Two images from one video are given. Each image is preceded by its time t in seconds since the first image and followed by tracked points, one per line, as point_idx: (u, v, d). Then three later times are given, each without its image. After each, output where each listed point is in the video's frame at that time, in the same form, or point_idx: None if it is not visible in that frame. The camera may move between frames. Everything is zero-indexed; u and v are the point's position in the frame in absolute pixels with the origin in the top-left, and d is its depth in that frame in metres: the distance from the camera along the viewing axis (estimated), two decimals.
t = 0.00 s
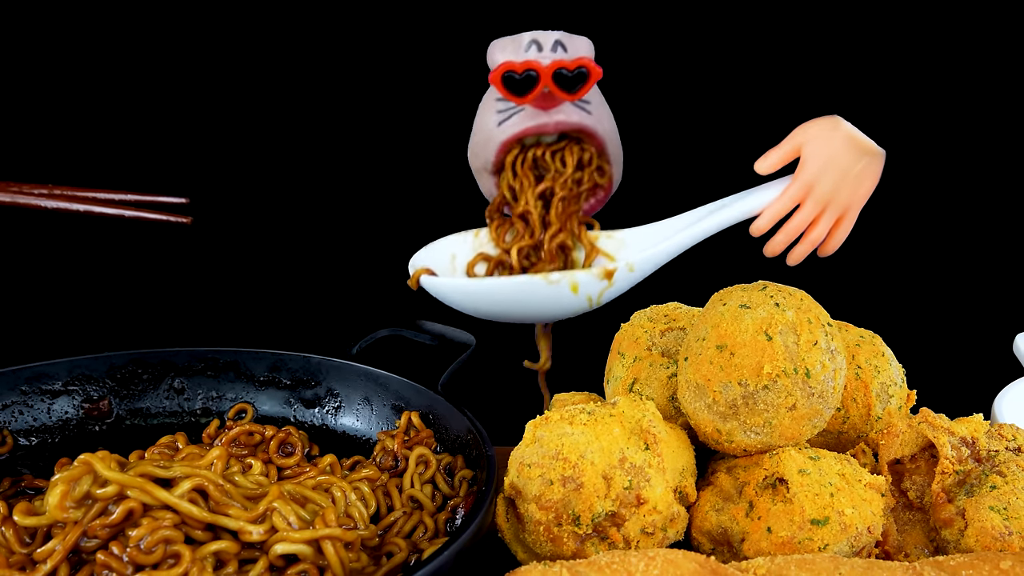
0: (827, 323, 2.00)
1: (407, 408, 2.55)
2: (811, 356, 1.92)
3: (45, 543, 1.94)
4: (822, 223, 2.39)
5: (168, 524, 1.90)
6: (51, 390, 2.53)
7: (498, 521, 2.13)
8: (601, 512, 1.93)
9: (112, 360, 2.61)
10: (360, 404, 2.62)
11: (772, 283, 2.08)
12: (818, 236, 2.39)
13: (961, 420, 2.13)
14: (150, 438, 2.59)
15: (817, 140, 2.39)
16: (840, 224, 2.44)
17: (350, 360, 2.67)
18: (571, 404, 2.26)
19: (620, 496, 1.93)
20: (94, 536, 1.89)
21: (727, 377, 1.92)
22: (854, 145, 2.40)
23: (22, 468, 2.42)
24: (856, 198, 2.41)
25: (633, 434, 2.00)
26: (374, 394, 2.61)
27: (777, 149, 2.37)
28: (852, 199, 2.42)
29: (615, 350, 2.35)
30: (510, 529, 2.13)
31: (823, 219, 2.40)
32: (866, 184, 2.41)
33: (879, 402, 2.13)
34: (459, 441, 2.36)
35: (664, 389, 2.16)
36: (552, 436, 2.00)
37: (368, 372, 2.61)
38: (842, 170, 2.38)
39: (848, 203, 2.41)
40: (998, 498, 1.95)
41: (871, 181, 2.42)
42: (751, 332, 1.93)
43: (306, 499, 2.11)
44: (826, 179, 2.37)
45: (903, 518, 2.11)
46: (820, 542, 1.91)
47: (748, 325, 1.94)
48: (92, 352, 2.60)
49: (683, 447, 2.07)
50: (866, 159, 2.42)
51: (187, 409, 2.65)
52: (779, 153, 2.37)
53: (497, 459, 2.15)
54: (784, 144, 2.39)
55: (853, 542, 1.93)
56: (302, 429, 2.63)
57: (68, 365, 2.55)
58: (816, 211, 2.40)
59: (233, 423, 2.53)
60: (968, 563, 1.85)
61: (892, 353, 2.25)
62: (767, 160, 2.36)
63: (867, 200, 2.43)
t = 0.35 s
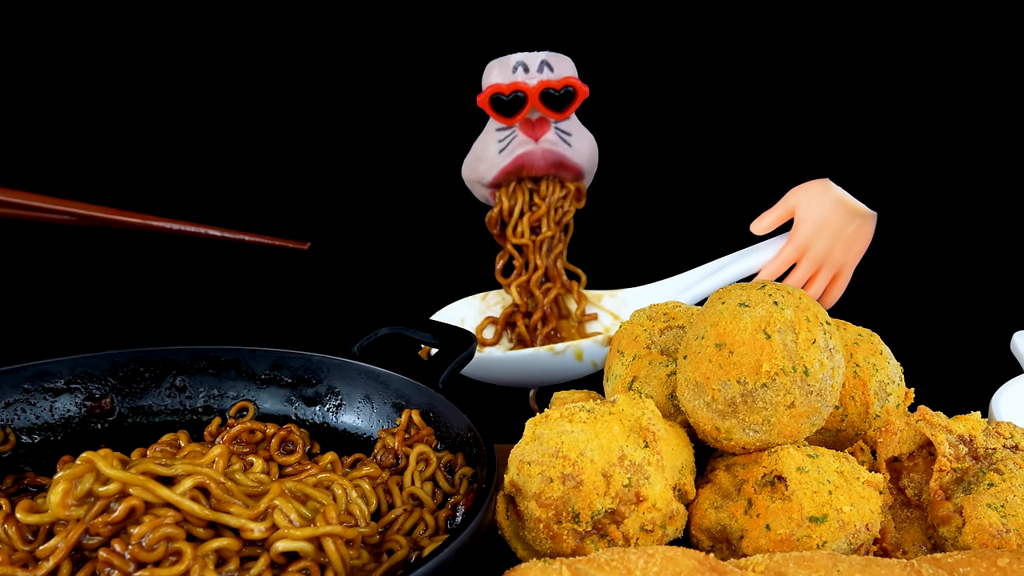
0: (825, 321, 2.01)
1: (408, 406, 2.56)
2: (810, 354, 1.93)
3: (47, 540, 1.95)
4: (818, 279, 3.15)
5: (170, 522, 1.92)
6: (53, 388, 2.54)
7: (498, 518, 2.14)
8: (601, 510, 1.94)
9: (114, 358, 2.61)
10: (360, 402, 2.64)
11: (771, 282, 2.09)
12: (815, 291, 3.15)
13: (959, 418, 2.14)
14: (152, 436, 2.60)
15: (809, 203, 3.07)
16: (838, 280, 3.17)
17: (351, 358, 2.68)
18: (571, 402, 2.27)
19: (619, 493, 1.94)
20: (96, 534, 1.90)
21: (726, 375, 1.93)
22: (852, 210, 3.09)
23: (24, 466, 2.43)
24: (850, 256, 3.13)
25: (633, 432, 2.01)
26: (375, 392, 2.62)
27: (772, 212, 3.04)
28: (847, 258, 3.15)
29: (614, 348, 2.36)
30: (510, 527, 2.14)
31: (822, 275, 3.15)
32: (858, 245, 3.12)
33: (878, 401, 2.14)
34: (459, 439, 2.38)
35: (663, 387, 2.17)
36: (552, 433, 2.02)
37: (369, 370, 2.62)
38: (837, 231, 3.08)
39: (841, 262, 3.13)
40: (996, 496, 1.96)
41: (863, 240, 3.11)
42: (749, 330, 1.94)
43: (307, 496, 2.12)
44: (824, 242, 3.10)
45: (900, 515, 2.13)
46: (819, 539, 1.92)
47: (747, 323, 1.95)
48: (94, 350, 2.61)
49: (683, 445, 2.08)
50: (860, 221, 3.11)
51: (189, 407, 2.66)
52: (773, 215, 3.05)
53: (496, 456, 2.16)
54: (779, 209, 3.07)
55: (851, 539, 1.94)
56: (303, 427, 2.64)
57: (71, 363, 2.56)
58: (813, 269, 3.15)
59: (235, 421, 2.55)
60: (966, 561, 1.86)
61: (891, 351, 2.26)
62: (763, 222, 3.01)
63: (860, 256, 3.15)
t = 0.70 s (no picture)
0: (824, 320, 2.02)
1: (409, 404, 2.57)
2: (808, 352, 1.94)
3: (50, 538, 1.97)
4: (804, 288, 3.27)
5: (172, 519, 1.93)
6: (56, 386, 2.55)
7: (498, 516, 2.16)
8: (600, 507, 1.95)
9: (116, 356, 2.62)
10: (361, 400, 2.65)
11: (769, 280, 2.10)
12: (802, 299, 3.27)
13: (957, 416, 2.15)
14: (154, 434, 2.61)
15: (793, 214, 3.24)
16: (823, 288, 3.30)
17: (352, 356, 2.69)
18: (571, 400, 2.28)
19: (619, 491, 1.95)
20: (98, 531, 1.91)
21: (725, 373, 1.94)
22: (834, 220, 3.25)
23: (27, 464, 2.44)
24: (834, 265, 3.27)
25: (632, 430, 2.02)
26: (376, 390, 2.63)
27: (758, 224, 3.14)
28: (831, 267, 3.29)
29: (613, 347, 2.37)
30: (510, 524, 2.15)
31: (808, 283, 3.27)
32: (841, 254, 3.27)
33: (876, 398, 2.15)
34: (459, 437, 2.39)
35: (663, 385, 2.18)
36: (552, 431, 2.03)
37: (369, 368, 2.63)
38: (820, 241, 3.24)
39: (826, 271, 3.27)
40: (993, 493, 1.97)
41: (846, 250, 3.26)
42: (748, 329, 1.95)
43: (308, 493, 2.14)
44: (807, 251, 3.25)
45: (899, 512, 2.13)
46: (817, 536, 1.94)
47: (745, 322, 1.96)
48: (96, 348, 2.62)
49: (682, 442, 2.09)
50: (843, 231, 3.26)
51: (191, 405, 2.67)
52: (759, 226, 3.15)
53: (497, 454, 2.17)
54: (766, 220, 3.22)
55: (849, 537, 1.95)
56: (304, 425, 2.65)
57: (73, 361, 2.57)
58: (799, 277, 3.28)
59: (236, 419, 2.56)
60: (963, 558, 1.87)
61: (888, 349, 2.27)
62: (748, 233, 3.11)
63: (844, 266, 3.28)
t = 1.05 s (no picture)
0: (823, 318, 2.03)
1: (409, 402, 2.58)
2: (807, 350, 1.95)
3: (52, 535, 1.98)
4: (797, 247, 3.07)
5: (174, 517, 1.93)
6: (58, 384, 2.57)
7: (498, 513, 2.17)
8: (600, 505, 1.96)
9: (118, 355, 2.64)
10: (362, 398, 2.66)
11: (768, 279, 2.11)
12: (795, 259, 3.07)
13: (954, 414, 2.16)
14: (156, 432, 2.62)
15: (790, 171, 3.05)
16: (816, 247, 3.11)
17: (353, 354, 2.70)
18: (570, 397, 2.29)
19: (618, 489, 1.96)
20: (101, 529, 1.92)
21: (723, 371, 1.95)
22: (830, 176, 3.07)
23: (30, 461, 2.45)
24: (829, 223, 3.08)
25: (631, 428, 2.03)
26: (376, 388, 2.64)
27: (753, 182, 3.02)
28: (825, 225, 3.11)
29: (613, 345, 2.39)
30: (511, 521, 2.16)
31: (802, 243, 3.08)
32: (835, 212, 3.09)
33: (874, 396, 2.16)
34: (459, 434, 2.40)
35: (662, 383, 2.19)
36: (552, 429, 2.04)
37: (370, 366, 2.64)
38: (816, 197, 3.06)
39: (820, 229, 3.08)
40: (990, 491, 1.98)
41: (840, 208, 3.09)
42: (747, 327, 1.96)
43: (310, 491, 2.15)
44: (801, 208, 3.05)
45: (897, 510, 2.14)
46: (815, 534, 1.95)
47: (744, 320, 1.97)
48: (98, 347, 2.63)
49: (681, 440, 2.10)
50: (839, 187, 3.08)
51: (192, 403, 2.69)
52: (754, 185, 3.02)
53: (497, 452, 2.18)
54: (759, 177, 3.04)
55: (848, 534, 1.96)
56: (305, 423, 2.67)
57: (75, 359, 2.59)
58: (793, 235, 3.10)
59: (237, 417, 2.57)
60: (961, 555, 1.88)
61: (887, 348, 2.28)
62: (745, 191, 3.01)
63: (839, 224, 3.10)
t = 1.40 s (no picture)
0: (821, 316, 2.04)
1: (409, 400, 2.59)
2: (805, 349, 1.96)
3: (54, 533, 1.99)
4: (808, 188, 2.61)
5: (176, 514, 1.95)
6: (61, 382, 2.58)
7: (498, 511, 2.18)
8: (599, 502, 1.97)
9: (121, 353, 2.65)
10: (362, 396, 2.67)
11: (766, 277, 2.12)
12: (805, 201, 2.60)
13: (952, 412, 2.18)
14: (158, 429, 2.64)
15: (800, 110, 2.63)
16: (828, 190, 2.65)
17: (354, 352, 2.72)
18: (570, 396, 2.31)
19: (618, 486, 1.97)
20: (103, 526, 1.94)
21: (722, 369, 1.96)
22: (841, 114, 2.65)
23: (32, 459, 2.46)
24: (841, 164, 2.63)
25: (631, 426, 2.04)
26: (377, 386, 2.65)
27: (764, 121, 2.60)
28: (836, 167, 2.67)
29: (612, 343, 2.40)
30: (510, 519, 2.17)
31: (812, 184, 2.62)
32: (848, 152, 2.65)
33: (872, 394, 2.18)
34: (459, 432, 2.41)
35: (661, 381, 2.20)
36: (551, 427, 2.05)
37: (371, 364, 2.65)
38: (826, 136, 2.61)
39: (832, 169, 2.62)
40: (987, 489, 1.99)
41: (854, 148, 2.65)
42: (746, 325, 1.97)
43: (311, 489, 2.16)
44: (814, 145, 2.60)
45: (895, 507, 2.15)
46: (814, 531, 1.96)
47: (743, 318, 1.99)
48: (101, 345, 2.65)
49: (680, 438, 2.11)
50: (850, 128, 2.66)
51: (194, 401, 2.70)
52: (765, 125, 2.60)
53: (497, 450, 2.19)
54: (769, 117, 2.63)
55: (846, 531, 1.98)
56: (306, 420, 2.68)
57: (78, 357, 2.60)
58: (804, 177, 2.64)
59: (239, 415, 2.58)
60: (959, 552, 1.89)
61: (885, 346, 2.29)
62: (755, 131, 2.59)
63: (850, 165, 2.65)
